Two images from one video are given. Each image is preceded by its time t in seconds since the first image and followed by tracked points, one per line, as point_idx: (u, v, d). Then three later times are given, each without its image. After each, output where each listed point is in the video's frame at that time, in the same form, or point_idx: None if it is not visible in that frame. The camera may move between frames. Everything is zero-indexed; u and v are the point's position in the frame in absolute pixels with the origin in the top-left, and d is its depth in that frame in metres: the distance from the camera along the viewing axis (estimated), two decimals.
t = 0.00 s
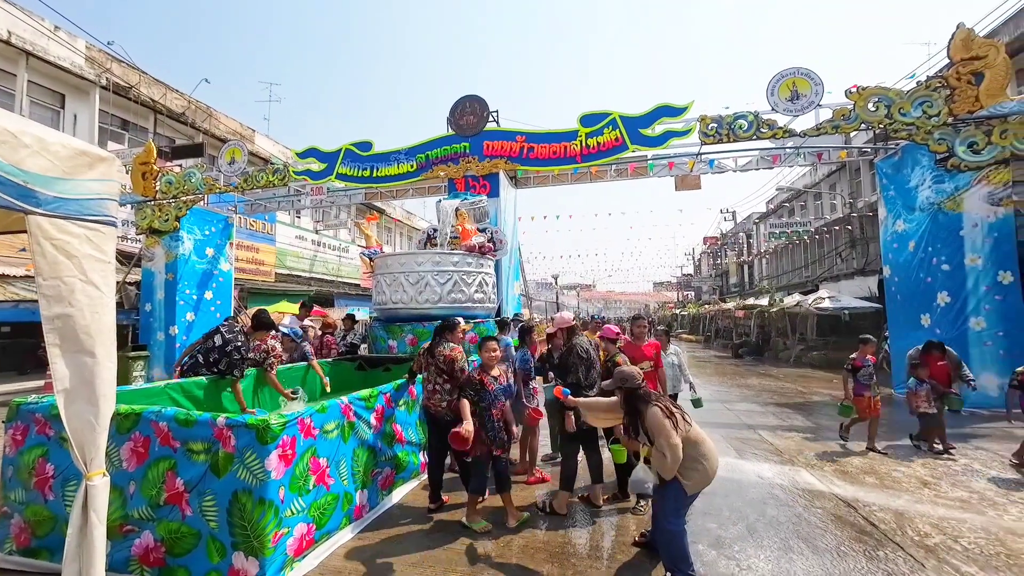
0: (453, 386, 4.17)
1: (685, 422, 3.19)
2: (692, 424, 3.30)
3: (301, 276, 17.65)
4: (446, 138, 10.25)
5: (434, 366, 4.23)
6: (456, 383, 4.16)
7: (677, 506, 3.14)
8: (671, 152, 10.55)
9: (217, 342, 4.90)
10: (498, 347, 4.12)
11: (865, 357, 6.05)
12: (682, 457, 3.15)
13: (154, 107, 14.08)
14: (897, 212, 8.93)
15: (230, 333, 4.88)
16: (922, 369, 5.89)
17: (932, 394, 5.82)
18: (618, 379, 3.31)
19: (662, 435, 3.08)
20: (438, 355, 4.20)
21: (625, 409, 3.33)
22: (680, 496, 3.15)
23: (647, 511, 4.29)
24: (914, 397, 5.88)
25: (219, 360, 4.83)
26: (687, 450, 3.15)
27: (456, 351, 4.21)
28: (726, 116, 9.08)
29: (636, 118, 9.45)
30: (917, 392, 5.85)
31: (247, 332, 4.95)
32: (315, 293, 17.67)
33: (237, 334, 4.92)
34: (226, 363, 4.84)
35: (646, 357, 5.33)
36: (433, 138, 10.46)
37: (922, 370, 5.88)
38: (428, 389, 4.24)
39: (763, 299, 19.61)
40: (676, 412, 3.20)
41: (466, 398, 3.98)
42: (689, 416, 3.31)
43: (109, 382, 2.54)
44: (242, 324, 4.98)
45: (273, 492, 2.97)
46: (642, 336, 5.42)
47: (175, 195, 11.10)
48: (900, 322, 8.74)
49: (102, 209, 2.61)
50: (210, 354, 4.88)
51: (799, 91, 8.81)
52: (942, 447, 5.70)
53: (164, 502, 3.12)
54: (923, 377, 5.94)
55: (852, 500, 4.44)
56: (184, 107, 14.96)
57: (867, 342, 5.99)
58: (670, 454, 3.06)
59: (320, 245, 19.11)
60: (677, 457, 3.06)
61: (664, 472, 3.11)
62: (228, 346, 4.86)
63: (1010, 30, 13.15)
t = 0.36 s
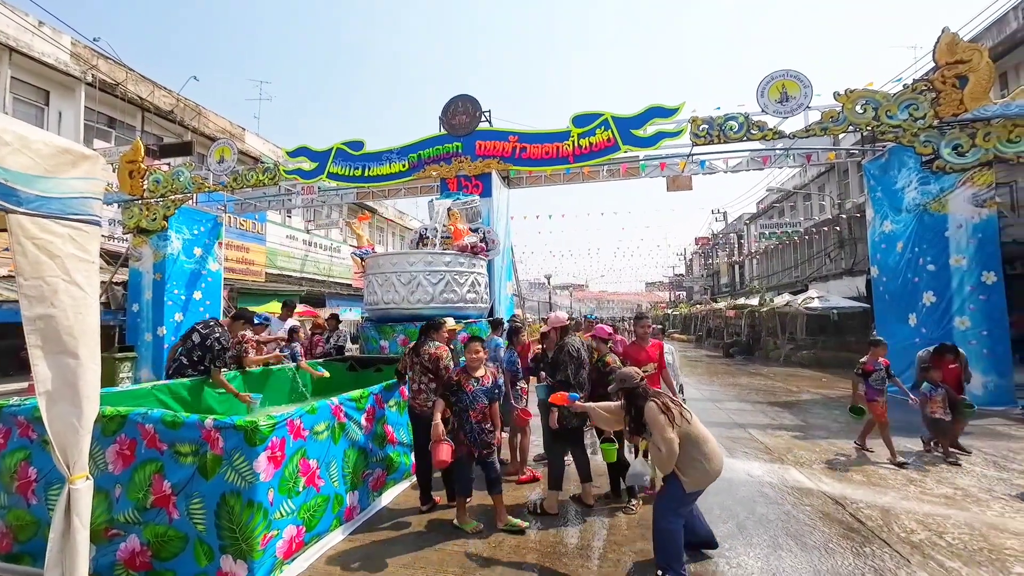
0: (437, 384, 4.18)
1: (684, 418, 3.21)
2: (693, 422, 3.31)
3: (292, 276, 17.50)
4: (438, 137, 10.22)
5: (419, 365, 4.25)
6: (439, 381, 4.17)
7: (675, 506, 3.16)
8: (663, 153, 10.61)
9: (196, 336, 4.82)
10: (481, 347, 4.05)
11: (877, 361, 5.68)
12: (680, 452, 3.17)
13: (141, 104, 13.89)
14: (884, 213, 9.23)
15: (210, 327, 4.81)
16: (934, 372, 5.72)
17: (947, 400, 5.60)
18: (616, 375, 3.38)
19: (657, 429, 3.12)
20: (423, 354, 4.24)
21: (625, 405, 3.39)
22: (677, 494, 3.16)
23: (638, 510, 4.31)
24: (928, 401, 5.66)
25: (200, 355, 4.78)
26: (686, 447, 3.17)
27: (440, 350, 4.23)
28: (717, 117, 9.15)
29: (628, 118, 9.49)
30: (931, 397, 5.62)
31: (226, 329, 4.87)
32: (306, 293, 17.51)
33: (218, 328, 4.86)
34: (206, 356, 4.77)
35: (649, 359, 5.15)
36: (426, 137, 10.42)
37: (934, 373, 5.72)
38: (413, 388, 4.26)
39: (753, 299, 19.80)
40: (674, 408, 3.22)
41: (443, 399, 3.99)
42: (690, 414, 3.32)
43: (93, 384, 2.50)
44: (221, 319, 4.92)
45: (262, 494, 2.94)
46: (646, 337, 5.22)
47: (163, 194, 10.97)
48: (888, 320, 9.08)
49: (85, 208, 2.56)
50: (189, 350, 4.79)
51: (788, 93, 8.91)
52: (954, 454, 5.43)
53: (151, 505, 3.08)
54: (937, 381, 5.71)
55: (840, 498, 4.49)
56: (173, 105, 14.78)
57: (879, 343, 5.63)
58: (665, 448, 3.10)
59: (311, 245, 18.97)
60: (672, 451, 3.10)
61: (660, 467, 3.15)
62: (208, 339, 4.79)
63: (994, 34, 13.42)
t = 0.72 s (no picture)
0: (431, 384, 4.18)
1: (687, 408, 3.22)
2: (697, 413, 3.30)
3: (283, 276, 17.35)
4: (430, 137, 10.18)
5: (411, 366, 4.23)
6: (434, 380, 4.18)
7: (673, 499, 3.22)
8: (655, 154, 10.66)
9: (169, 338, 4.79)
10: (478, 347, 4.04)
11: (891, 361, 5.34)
12: (679, 440, 3.21)
13: (128, 102, 13.68)
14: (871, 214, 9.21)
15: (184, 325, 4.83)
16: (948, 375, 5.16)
17: (960, 405, 5.10)
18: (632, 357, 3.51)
19: (655, 412, 3.21)
20: (415, 355, 4.23)
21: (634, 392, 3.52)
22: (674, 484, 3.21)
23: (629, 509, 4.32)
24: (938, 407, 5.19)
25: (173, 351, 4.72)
26: (683, 436, 3.20)
27: (433, 350, 4.24)
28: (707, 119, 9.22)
29: (620, 119, 9.52)
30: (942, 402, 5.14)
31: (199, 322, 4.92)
32: (297, 293, 17.38)
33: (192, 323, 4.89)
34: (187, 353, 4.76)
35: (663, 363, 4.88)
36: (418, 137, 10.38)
37: (947, 376, 5.12)
38: (405, 389, 4.22)
39: (744, 299, 19.98)
40: (677, 397, 3.25)
41: (441, 400, 3.99)
42: (695, 405, 3.32)
43: (76, 386, 2.45)
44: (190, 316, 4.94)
45: (251, 496, 2.91)
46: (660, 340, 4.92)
47: (150, 193, 10.84)
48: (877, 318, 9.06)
49: (67, 206, 2.49)
50: (166, 352, 4.72)
51: (778, 95, 8.99)
52: (973, 463, 5.07)
53: (137, 508, 3.05)
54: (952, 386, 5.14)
55: (828, 495, 4.55)
56: (160, 103, 14.59)
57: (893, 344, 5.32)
58: (660, 432, 3.17)
59: (302, 244, 18.82)
60: (668, 436, 3.16)
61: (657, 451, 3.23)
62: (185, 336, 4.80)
63: (977, 39, 13.72)
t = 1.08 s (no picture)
0: (424, 385, 4.16)
1: (670, 401, 3.21)
2: (682, 407, 3.27)
3: (273, 276, 17.17)
4: (422, 136, 10.14)
5: (403, 367, 4.21)
6: (426, 380, 4.15)
7: (660, 495, 3.22)
8: (647, 154, 10.72)
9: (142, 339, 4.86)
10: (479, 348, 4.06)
11: (916, 364, 5.04)
12: (658, 433, 3.22)
13: (114, 99, 13.47)
14: (858, 215, 9.44)
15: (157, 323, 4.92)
16: (961, 377, 4.92)
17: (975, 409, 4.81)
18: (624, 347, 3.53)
19: (636, 403, 3.25)
20: (407, 355, 4.21)
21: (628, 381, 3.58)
22: (658, 477, 3.23)
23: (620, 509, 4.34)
24: (951, 409, 4.92)
25: (147, 351, 4.80)
26: (663, 429, 3.20)
27: (425, 350, 4.22)
28: (698, 120, 9.29)
29: (612, 119, 9.56)
30: (954, 405, 4.87)
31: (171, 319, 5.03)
32: (287, 293, 17.22)
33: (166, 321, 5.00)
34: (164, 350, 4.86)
35: (675, 365, 4.28)
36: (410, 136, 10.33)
37: (960, 377, 4.90)
38: (398, 389, 4.20)
39: (734, 299, 20.15)
40: (661, 390, 3.24)
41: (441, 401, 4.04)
42: (681, 399, 3.29)
43: (58, 389, 2.32)
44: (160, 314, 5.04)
45: (239, 499, 2.88)
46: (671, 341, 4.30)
47: (137, 191, 10.69)
48: (863, 317, 9.20)
49: (49, 205, 2.36)
50: (140, 353, 4.79)
51: (767, 97, 9.09)
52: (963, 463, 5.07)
53: (122, 512, 3.00)
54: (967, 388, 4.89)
55: (816, 492, 4.61)
56: (147, 100, 14.41)
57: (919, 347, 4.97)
58: (639, 422, 3.22)
59: (292, 244, 18.66)
60: (646, 428, 3.19)
61: (638, 440, 3.28)
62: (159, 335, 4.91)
63: (961, 44, 14.02)
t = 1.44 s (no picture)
0: (416, 386, 4.14)
1: (646, 400, 3.21)
2: (659, 406, 3.29)
3: (263, 276, 17.00)
4: (414, 135, 10.10)
5: (394, 368, 4.18)
6: (418, 381, 4.12)
7: (637, 496, 3.22)
8: (639, 155, 10.78)
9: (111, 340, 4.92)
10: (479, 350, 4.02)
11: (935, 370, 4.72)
12: (630, 432, 3.22)
13: (100, 95, 13.27)
14: (846, 216, 9.75)
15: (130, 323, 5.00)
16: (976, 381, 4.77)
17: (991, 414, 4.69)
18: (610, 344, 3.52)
19: (612, 401, 3.23)
20: (396, 357, 4.19)
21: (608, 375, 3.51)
22: (632, 477, 3.23)
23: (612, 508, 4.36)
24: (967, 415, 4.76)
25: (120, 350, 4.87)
26: (637, 428, 3.20)
27: (415, 351, 4.20)
28: (689, 121, 9.35)
29: (604, 120, 9.59)
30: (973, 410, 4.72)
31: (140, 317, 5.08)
32: (277, 293, 17.06)
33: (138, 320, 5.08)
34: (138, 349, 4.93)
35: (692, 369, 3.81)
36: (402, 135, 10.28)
37: (979, 381, 4.77)
38: (390, 391, 4.18)
39: (725, 299, 20.33)
40: (640, 389, 3.23)
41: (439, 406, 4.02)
42: (659, 398, 3.30)
43: (40, 393, 2.20)
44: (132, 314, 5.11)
45: (228, 501, 2.85)
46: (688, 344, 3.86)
47: (123, 189, 10.54)
48: (851, 317, 9.64)
49: (31, 203, 2.22)
50: (112, 354, 4.85)
51: (757, 99, 9.18)
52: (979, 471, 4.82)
53: (107, 515, 2.96)
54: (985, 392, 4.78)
55: (804, 490, 4.66)
56: (134, 97, 14.34)
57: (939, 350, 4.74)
58: (612, 420, 3.21)
59: (283, 243, 18.50)
60: (618, 426, 3.19)
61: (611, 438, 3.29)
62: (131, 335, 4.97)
63: (946, 48, 14.29)
